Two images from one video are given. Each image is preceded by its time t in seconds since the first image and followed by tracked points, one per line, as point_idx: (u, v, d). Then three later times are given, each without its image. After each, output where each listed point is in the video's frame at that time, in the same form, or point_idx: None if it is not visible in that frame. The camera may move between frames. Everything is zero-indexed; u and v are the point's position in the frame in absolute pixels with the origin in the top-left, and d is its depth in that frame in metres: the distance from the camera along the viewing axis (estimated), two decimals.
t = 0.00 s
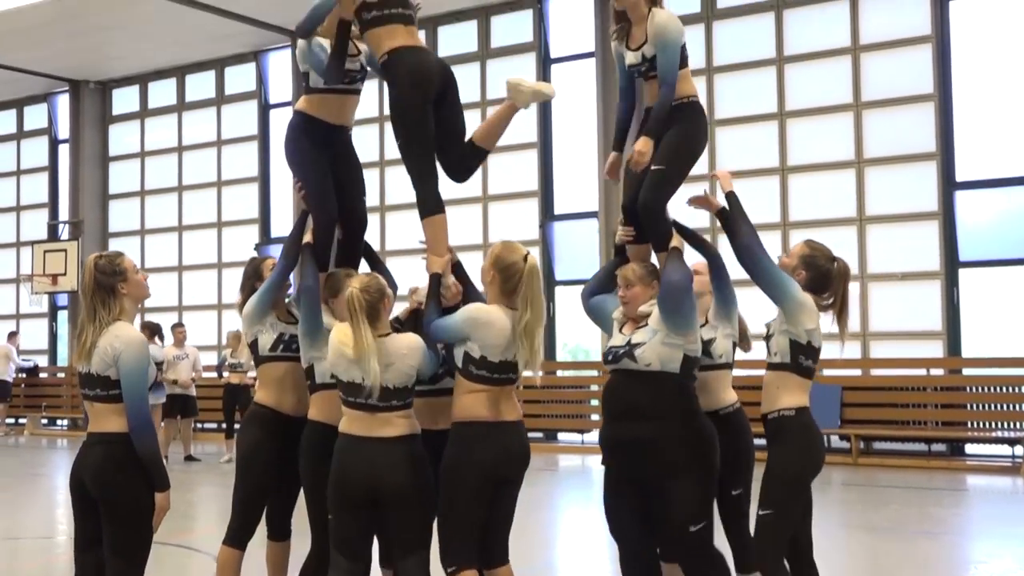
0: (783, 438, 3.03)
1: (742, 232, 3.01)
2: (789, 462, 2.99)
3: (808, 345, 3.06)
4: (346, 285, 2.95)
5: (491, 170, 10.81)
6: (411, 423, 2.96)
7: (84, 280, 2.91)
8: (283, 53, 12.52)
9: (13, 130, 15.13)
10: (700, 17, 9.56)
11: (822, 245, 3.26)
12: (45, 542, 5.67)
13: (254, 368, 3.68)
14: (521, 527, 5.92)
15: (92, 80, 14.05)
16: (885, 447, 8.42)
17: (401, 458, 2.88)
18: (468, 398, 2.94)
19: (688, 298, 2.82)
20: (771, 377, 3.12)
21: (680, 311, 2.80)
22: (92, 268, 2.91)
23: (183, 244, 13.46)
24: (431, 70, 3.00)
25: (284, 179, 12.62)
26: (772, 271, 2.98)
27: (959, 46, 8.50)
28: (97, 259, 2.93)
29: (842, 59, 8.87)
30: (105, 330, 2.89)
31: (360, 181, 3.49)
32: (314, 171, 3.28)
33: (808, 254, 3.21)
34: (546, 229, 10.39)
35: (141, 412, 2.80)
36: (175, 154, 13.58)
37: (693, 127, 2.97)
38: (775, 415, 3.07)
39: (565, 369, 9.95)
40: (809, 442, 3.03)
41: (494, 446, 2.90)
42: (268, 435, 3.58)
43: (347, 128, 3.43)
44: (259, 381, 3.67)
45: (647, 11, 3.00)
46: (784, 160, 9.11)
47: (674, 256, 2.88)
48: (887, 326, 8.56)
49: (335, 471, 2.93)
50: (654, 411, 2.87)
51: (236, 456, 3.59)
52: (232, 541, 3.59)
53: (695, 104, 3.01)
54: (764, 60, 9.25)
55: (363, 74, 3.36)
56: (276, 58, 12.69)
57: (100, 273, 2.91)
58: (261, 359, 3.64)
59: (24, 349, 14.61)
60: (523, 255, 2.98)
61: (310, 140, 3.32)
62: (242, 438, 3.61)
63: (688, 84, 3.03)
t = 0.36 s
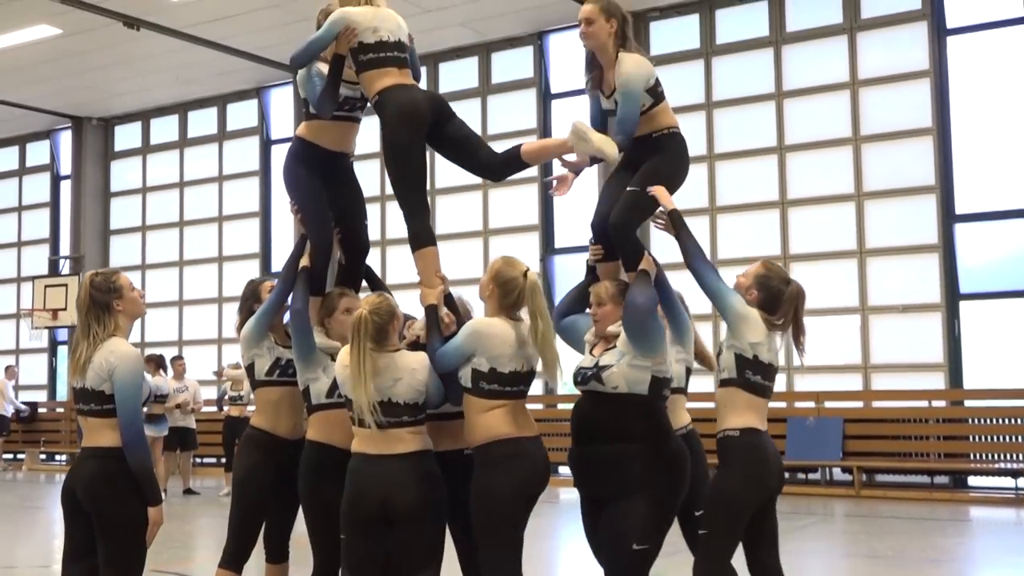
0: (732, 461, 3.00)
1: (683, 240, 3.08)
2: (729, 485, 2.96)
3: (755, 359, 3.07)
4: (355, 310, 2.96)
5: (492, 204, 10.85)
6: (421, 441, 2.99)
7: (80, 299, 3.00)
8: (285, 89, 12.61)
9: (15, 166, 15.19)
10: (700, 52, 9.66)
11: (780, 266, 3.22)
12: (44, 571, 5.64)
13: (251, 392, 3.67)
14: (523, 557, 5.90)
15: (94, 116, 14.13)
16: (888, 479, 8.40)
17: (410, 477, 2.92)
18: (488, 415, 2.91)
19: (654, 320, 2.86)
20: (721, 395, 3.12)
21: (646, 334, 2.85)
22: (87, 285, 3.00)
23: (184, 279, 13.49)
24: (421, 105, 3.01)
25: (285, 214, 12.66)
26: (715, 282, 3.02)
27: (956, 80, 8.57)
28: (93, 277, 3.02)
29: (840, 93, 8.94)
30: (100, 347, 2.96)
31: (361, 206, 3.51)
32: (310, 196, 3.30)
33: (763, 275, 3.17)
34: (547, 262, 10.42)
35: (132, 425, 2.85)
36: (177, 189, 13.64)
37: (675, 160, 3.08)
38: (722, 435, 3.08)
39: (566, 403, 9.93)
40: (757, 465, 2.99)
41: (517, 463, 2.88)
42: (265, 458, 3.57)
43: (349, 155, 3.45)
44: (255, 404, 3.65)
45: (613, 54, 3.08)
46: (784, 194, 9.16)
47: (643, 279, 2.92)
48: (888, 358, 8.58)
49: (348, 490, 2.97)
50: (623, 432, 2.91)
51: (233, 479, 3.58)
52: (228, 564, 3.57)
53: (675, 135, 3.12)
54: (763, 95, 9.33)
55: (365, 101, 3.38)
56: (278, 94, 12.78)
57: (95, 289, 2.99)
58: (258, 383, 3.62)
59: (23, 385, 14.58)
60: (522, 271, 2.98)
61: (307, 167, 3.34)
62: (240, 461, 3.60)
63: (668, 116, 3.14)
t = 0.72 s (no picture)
0: (696, 457, 3.22)
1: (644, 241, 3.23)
2: (697, 482, 3.20)
3: (711, 351, 3.28)
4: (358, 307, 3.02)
5: (496, 221, 10.85)
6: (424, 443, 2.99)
7: (81, 297, 3.08)
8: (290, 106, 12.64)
9: (20, 183, 15.22)
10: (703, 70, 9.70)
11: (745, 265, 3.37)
12: None
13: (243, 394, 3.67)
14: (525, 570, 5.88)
15: (100, 133, 14.17)
16: (891, 496, 8.35)
17: (413, 477, 2.91)
18: (493, 416, 2.92)
19: (637, 320, 3.07)
20: (685, 390, 3.33)
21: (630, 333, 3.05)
22: (87, 283, 3.08)
23: (187, 295, 13.49)
24: (426, 109, 3.03)
25: (289, 231, 12.67)
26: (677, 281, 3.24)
27: (958, 97, 8.59)
28: (92, 276, 3.11)
29: (844, 111, 8.96)
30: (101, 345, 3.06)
31: (363, 212, 3.51)
32: (312, 201, 3.30)
33: (726, 274, 3.33)
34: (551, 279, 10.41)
35: (134, 423, 2.95)
36: (181, 207, 13.66)
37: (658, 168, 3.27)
38: (687, 430, 3.28)
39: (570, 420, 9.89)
40: (722, 456, 3.21)
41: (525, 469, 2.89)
42: (256, 458, 3.58)
43: (351, 160, 3.44)
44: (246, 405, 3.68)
45: (594, 63, 3.23)
46: (787, 211, 9.15)
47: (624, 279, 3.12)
48: (891, 375, 8.55)
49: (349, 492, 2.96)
50: (608, 433, 3.08)
51: (225, 481, 3.58)
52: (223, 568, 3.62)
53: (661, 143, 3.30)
54: (767, 112, 9.34)
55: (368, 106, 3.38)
56: (283, 111, 12.81)
57: (95, 288, 3.08)
58: (251, 386, 3.62)
59: (26, 402, 14.58)
60: (527, 272, 3.03)
61: (309, 172, 3.34)
62: (230, 463, 3.61)
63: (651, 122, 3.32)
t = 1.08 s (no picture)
0: (689, 454, 3.33)
1: (631, 246, 3.26)
2: (691, 482, 3.30)
3: (701, 354, 3.37)
4: (358, 311, 3.06)
5: (507, 238, 10.86)
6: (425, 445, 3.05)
7: (97, 299, 3.31)
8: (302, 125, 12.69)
9: (34, 204, 15.31)
10: (714, 86, 9.72)
11: (732, 276, 3.54)
12: None
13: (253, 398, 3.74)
14: None
15: (113, 153, 14.25)
16: (907, 513, 8.29)
17: (413, 481, 2.97)
18: (513, 415, 2.97)
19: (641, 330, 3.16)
20: (676, 392, 3.42)
21: (632, 342, 3.15)
22: (101, 288, 3.32)
23: (200, 314, 13.52)
24: (445, 100, 3.02)
25: (301, 250, 12.69)
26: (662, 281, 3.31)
27: (970, 112, 8.58)
28: (107, 279, 3.34)
29: (855, 126, 8.95)
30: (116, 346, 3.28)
31: (373, 217, 3.52)
32: (327, 201, 3.30)
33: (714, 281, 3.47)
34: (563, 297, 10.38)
35: (148, 421, 3.16)
36: (194, 226, 13.71)
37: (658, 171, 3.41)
38: (679, 431, 3.39)
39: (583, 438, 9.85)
40: (715, 456, 3.32)
41: (535, 463, 2.92)
42: (265, 464, 3.65)
43: (364, 162, 3.45)
44: (256, 412, 3.76)
45: (600, 61, 3.26)
46: (800, 226, 9.13)
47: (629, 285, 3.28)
48: (905, 391, 8.51)
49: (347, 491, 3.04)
50: (607, 436, 3.17)
51: (233, 488, 3.63)
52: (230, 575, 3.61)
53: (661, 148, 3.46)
54: (778, 128, 9.34)
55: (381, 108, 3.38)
56: (295, 130, 12.87)
57: (109, 291, 3.32)
58: (261, 391, 3.70)
59: (40, 421, 14.60)
60: (548, 274, 3.08)
61: (323, 174, 3.34)
62: (239, 471, 3.66)
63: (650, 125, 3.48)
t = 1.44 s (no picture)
0: (682, 472, 3.32)
1: (635, 257, 3.30)
2: (689, 493, 3.27)
3: (701, 371, 3.42)
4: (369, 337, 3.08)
5: (518, 265, 10.89)
6: (433, 469, 3.03)
7: (110, 313, 3.36)
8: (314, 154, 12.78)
9: (47, 235, 15.40)
10: (724, 113, 9.78)
11: (731, 292, 3.69)
12: None
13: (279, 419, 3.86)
14: None
15: (127, 183, 14.35)
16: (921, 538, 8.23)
17: (422, 508, 2.95)
18: (527, 427, 3.01)
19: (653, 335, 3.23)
20: (673, 407, 3.45)
21: (644, 349, 3.23)
22: (114, 302, 3.37)
23: (212, 342, 13.56)
24: (460, 127, 3.08)
25: (313, 278, 12.73)
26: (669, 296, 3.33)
27: (980, 137, 8.61)
28: (120, 294, 3.39)
29: (865, 152, 8.98)
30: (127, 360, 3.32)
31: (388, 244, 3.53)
32: (340, 223, 3.33)
33: (713, 295, 3.65)
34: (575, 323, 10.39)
35: (159, 432, 3.19)
36: (206, 255, 13.78)
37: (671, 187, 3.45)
38: (677, 447, 3.39)
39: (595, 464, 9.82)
40: (711, 471, 3.31)
41: (554, 477, 2.93)
42: (292, 480, 3.73)
43: (377, 196, 3.48)
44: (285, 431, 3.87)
45: (609, 78, 3.29)
46: (811, 252, 9.15)
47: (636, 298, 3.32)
48: (918, 416, 8.49)
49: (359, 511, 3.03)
50: (616, 450, 3.20)
51: (262, 503, 3.72)
52: None
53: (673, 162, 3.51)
54: (788, 154, 9.37)
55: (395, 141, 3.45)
56: (307, 159, 12.96)
57: (122, 305, 3.37)
58: (287, 411, 3.80)
59: (52, 451, 14.61)
60: (560, 289, 3.15)
61: (336, 198, 3.37)
62: (266, 486, 3.75)
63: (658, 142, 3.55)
